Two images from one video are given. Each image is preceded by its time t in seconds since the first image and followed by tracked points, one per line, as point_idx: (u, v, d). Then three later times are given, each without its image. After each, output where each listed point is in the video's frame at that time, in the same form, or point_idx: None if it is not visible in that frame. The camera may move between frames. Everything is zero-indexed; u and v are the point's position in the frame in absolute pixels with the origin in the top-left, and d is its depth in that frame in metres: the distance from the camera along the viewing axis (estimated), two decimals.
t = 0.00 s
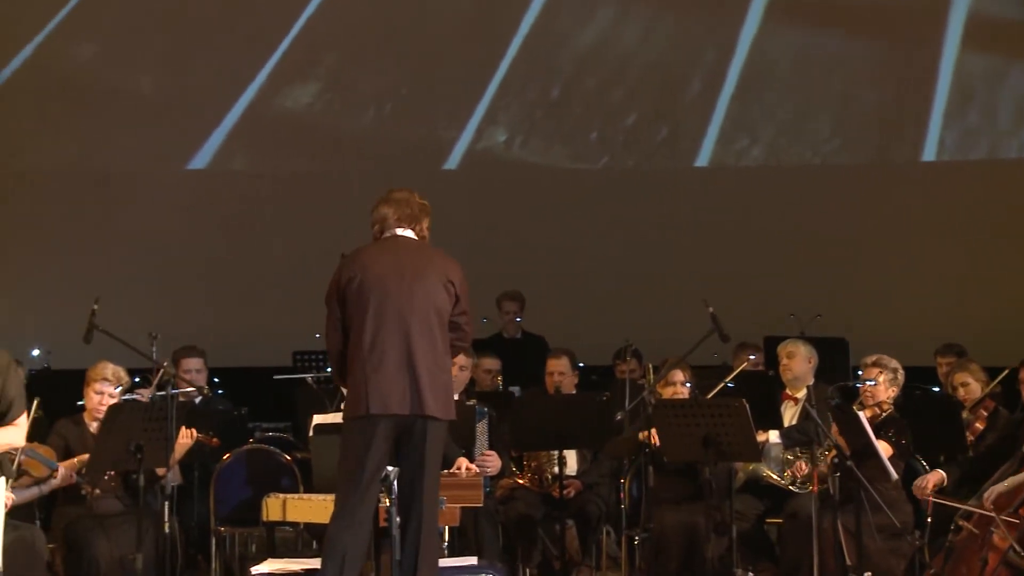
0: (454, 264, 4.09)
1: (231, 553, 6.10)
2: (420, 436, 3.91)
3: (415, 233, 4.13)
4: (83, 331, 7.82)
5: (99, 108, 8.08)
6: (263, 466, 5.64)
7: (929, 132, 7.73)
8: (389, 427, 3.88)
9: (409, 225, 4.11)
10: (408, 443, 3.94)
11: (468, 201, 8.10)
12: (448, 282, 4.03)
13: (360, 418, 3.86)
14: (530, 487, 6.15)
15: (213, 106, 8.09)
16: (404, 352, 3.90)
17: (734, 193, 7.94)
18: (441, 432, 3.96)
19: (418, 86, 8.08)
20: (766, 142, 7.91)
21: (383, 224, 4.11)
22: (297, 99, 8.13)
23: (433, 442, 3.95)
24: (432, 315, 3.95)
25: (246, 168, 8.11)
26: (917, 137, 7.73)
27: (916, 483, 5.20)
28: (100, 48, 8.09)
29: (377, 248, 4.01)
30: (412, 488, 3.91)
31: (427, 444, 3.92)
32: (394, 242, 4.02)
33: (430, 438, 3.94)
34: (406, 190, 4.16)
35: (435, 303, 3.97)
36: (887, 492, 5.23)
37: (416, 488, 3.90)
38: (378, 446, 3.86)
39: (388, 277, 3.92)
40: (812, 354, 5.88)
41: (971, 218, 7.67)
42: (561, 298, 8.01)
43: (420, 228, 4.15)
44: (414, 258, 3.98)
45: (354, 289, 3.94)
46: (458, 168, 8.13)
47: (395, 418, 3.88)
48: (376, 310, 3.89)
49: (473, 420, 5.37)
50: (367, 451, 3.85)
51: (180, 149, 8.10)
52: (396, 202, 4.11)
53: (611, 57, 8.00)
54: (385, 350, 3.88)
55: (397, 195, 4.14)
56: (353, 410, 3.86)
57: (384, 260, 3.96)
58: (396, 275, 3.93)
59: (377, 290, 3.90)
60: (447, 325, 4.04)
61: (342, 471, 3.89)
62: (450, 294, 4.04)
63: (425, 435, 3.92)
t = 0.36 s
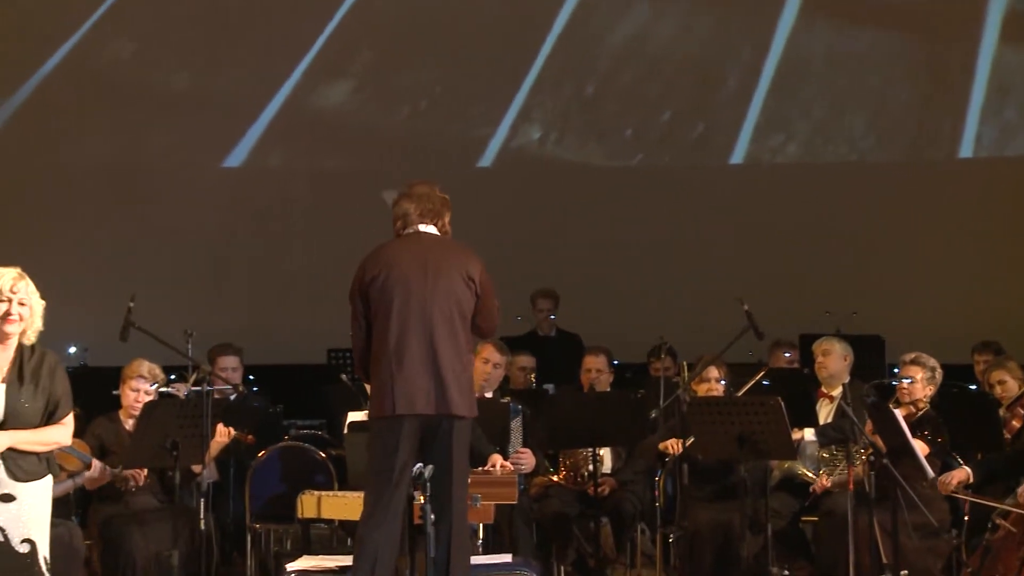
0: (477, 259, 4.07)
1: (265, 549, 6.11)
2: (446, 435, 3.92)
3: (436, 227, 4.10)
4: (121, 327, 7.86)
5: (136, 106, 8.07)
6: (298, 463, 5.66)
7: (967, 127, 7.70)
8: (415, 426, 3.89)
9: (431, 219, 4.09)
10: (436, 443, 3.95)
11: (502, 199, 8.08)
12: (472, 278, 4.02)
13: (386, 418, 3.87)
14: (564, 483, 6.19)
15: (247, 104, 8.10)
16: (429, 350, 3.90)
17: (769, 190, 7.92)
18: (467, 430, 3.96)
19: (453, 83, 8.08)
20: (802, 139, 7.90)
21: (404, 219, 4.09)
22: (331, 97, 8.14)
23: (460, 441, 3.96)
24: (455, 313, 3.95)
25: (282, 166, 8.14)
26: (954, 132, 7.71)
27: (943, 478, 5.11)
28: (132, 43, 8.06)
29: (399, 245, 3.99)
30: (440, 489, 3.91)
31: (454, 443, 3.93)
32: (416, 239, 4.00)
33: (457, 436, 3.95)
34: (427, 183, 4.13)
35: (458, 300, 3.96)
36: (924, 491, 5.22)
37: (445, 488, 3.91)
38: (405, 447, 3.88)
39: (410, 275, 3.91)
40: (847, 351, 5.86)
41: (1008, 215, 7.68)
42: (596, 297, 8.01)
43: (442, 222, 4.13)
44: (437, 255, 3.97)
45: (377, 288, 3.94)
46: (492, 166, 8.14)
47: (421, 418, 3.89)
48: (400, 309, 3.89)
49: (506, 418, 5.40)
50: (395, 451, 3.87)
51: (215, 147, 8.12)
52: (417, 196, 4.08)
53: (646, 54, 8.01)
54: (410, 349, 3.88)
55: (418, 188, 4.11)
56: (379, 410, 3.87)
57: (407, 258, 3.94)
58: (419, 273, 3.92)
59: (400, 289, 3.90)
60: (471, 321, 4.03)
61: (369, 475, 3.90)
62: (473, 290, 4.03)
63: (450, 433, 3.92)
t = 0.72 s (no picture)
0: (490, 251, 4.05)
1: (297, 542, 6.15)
2: (461, 426, 3.87)
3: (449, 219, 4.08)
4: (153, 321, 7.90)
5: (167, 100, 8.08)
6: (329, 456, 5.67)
7: (1001, 121, 7.82)
8: (429, 419, 3.85)
9: (443, 212, 4.07)
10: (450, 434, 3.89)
11: (532, 193, 8.07)
12: (485, 270, 3.99)
13: (399, 410, 3.84)
14: (596, 477, 6.21)
15: (279, 98, 8.11)
16: (442, 343, 3.87)
17: (801, 183, 7.95)
18: (482, 421, 3.92)
19: (484, 76, 8.07)
20: (834, 133, 7.92)
21: (416, 212, 4.06)
22: (363, 92, 8.13)
23: (475, 431, 3.91)
24: (469, 304, 3.92)
25: (316, 161, 8.16)
26: (988, 124, 7.83)
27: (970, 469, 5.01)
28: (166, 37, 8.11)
29: (411, 237, 3.96)
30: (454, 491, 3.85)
31: (468, 434, 3.88)
32: (428, 231, 3.98)
33: (472, 427, 3.90)
34: (438, 175, 4.11)
35: (472, 293, 3.94)
36: (958, 485, 5.21)
37: (459, 489, 3.85)
38: (420, 440, 3.83)
39: (424, 266, 3.89)
40: (880, 345, 5.83)
41: None
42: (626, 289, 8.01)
43: (455, 214, 4.10)
44: (449, 246, 3.94)
45: (389, 280, 3.91)
46: (523, 159, 8.12)
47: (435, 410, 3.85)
48: (412, 301, 3.86)
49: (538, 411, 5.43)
50: (409, 445, 3.82)
51: (247, 141, 8.12)
52: (429, 188, 4.06)
53: (679, 47, 8.00)
54: (423, 342, 3.85)
55: (430, 180, 4.08)
56: (392, 402, 3.84)
57: (420, 250, 3.92)
58: (432, 265, 3.89)
59: (413, 281, 3.87)
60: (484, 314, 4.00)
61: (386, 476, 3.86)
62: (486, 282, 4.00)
63: (465, 425, 3.88)
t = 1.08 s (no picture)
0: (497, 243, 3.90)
1: (330, 532, 6.14)
2: (484, 417, 3.71)
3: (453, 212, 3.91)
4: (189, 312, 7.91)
5: (201, 93, 8.12)
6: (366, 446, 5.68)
7: None
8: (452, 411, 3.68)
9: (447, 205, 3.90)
10: (471, 424, 3.72)
11: (566, 182, 8.04)
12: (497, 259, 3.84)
13: (422, 402, 3.66)
14: (631, 468, 6.20)
15: (313, 89, 8.12)
16: (462, 333, 3.70)
17: (836, 173, 7.97)
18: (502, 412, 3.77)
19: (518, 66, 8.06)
20: (870, 123, 7.97)
21: (419, 207, 3.88)
22: (398, 82, 8.14)
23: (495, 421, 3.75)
24: (485, 295, 3.76)
25: (348, 150, 8.13)
26: None
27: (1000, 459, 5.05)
28: (202, 28, 8.14)
29: (420, 228, 3.79)
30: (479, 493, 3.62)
31: (490, 424, 3.72)
32: (438, 222, 3.81)
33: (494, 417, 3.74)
34: (437, 169, 3.94)
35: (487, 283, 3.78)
36: (995, 476, 5.22)
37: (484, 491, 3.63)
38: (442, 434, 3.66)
39: (439, 255, 3.72)
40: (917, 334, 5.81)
41: None
42: (662, 280, 7.97)
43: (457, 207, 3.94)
44: (461, 237, 3.78)
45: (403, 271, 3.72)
46: (558, 149, 8.07)
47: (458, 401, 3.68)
48: (430, 291, 3.68)
49: (572, 401, 5.42)
50: (432, 440, 3.65)
51: (281, 132, 8.12)
52: (432, 181, 3.89)
53: (713, 37, 8.01)
54: (444, 331, 3.67)
55: (431, 174, 3.91)
56: (415, 395, 3.66)
57: (433, 239, 3.75)
58: (449, 255, 3.72)
59: (428, 270, 3.69)
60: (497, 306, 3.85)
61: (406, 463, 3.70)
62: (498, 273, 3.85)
63: (488, 415, 3.72)
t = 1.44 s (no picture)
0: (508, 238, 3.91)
1: (377, 518, 6.38)
2: (520, 401, 3.67)
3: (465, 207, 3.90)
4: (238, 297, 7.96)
5: (250, 79, 8.14)
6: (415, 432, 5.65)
7: None
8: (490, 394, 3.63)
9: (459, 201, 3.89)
10: (507, 408, 3.68)
11: (613, 168, 8.03)
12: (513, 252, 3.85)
13: (462, 386, 3.59)
14: (678, 454, 6.18)
15: (360, 76, 8.13)
16: (496, 316, 3.67)
17: (886, 159, 7.90)
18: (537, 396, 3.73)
19: (565, 52, 8.02)
20: (920, 109, 7.92)
21: (430, 204, 3.87)
22: (444, 69, 8.14)
23: (530, 405, 3.71)
24: (510, 283, 3.76)
25: (396, 137, 8.15)
26: None
27: None
28: (249, 16, 8.16)
29: (440, 219, 3.77)
30: (524, 480, 3.63)
31: (525, 408, 3.68)
32: (456, 215, 3.80)
33: (528, 401, 3.70)
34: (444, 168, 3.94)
35: (510, 273, 3.79)
36: None
37: (531, 479, 3.63)
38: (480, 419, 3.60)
39: (466, 244, 3.70)
40: (967, 321, 5.76)
41: None
42: (709, 266, 7.95)
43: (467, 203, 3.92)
44: (482, 229, 3.79)
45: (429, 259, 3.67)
46: (604, 136, 8.05)
47: (497, 383, 3.63)
48: (462, 277, 3.65)
49: (618, 388, 5.41)
50: (468, 426, 3.59)
51: (329, 119, 8.14)
52: (441, 178, 3.88)
53: (761, 23, 7.98)
54: (482, 316, 3.65)
55: (439, 172, 3.91)
56: (455, 378, 3.59)
57: (458, 229, 3.74)
58: (477, 246, 3.72)
59: (457, 258, 3.67)
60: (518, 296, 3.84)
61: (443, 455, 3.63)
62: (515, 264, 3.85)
63: (525, 398, 3.68)
